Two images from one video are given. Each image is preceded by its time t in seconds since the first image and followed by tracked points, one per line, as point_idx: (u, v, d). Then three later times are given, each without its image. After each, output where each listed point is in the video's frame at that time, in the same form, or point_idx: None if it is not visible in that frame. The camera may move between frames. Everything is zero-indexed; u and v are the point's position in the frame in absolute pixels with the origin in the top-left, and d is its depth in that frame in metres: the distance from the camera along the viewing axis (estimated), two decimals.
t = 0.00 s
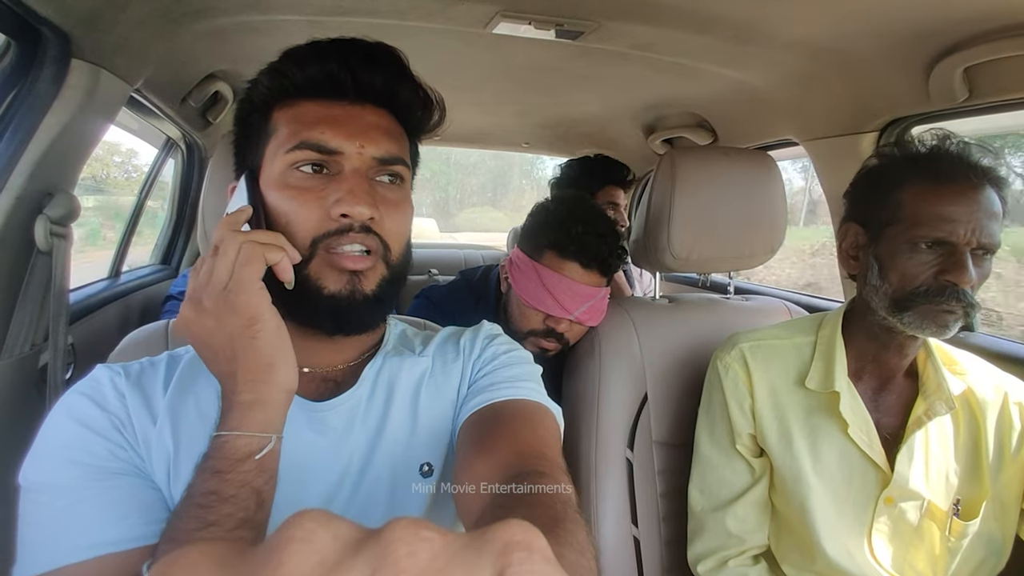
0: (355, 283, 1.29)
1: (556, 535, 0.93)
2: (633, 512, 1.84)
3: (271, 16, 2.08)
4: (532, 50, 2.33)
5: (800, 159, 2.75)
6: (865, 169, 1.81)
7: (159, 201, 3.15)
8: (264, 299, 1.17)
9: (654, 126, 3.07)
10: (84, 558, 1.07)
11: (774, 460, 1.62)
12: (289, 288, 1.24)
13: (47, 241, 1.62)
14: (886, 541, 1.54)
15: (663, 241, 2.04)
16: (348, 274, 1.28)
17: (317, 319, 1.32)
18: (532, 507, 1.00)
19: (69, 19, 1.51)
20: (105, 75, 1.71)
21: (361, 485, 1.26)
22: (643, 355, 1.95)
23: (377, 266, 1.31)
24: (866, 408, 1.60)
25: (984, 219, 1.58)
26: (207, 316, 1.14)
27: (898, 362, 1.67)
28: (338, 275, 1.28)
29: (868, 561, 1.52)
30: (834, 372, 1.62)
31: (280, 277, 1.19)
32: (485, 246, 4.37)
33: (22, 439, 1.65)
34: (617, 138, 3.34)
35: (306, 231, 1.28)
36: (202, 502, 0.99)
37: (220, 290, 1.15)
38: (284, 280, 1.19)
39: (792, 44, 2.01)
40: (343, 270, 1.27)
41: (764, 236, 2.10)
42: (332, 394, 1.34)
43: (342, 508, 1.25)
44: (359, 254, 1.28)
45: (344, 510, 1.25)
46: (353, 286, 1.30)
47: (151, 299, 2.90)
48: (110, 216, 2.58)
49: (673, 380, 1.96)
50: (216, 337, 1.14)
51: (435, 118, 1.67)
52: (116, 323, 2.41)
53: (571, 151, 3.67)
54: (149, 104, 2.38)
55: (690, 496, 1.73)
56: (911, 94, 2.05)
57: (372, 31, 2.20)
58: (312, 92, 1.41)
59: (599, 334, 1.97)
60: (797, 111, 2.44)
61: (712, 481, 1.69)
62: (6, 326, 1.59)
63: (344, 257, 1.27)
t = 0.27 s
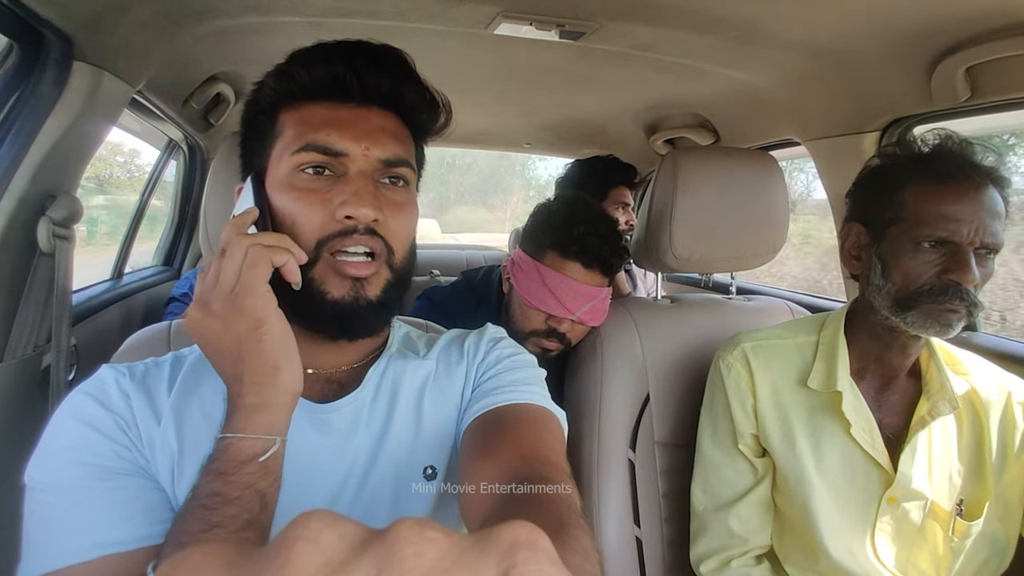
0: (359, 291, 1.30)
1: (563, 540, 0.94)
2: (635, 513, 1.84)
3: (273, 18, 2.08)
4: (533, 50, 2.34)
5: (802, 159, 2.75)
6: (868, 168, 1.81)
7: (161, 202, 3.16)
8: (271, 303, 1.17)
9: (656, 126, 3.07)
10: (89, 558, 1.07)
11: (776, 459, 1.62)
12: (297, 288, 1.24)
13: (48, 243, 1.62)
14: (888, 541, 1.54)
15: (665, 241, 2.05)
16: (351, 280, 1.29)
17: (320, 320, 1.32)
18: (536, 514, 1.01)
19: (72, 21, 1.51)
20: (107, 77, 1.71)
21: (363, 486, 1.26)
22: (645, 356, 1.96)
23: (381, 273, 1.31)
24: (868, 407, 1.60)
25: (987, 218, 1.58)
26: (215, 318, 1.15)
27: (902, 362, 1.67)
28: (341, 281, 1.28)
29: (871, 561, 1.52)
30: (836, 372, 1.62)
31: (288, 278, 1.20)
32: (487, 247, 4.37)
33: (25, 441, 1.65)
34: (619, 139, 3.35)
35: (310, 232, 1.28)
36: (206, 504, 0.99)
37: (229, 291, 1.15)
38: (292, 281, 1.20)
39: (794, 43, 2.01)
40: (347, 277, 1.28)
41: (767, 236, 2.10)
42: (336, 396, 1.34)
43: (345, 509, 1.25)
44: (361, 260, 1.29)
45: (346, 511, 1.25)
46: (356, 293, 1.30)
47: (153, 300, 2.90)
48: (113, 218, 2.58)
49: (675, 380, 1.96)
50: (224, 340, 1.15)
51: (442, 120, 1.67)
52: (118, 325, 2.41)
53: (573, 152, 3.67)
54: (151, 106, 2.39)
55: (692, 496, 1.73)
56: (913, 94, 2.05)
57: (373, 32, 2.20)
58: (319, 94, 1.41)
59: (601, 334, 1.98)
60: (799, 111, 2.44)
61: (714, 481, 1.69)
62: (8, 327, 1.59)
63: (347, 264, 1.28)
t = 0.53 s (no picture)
0: (355, 280, 1.29)
1: (571, 552, 0.94)
2: (637, 512, 1.84)
3: (275, 18, 2.08)
4: (535, 50, 2.34)
5: (805, 158, 2.75)
6: (873, 167, 1.80)
7: (164, 202, 3.16)
8: (274, 303, 1.17)
9: (657, 126, 3.07)
10: (92, 557, 1.07)
11: (779, 458, 1.62)
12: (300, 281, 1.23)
13: (51, 244, 1.62)
14: (891, 541, 1.53)
15: (666, 241, 2.04)
16: (348, 270, 1.28)
17: (318, 317, 1.33)
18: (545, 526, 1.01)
19: (75, 22, 1.51)
20: (110, 77, 1.71)
21: (366, 487, 1.26)
22: (648, 356, 1.95)
23: (379, 266, 1.30)
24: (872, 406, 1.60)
25: (993, 218, 1.57)
26: (221, 319, 1.15)
27: (907, 360, 1.66)
28: (338, 272, 1.27)
29: (874, 560, 1.52)
30: (840, 371, 1.61)
31: (291, 272, 1.20)
32: (489, 247, 4.37)
33: (28, 441, 1.65)
34: (620, 138, 3.34)
35: (307, 231, 1.28)
36: (208, 503, 1.00)
37: (234, 292, 1.15)
38: (296, 275, 1.20)
39: (796, 42, 2.01)
40: (343, 267, 1.27)
41: (769, 236, 2.10)
42: (338, 400, 1.34)
43: (347, 508, 1.25)
44: (358, 251, 1.28)
45: (348, 510, 1.25)
46: (353, 283, 1.29)
47: (156, 300, 2.91)
48: (115, 218, 2.58)
49: (678, 380, 1.96)
50: (229, 340, 1.15)
51: (445, 118, 1.67)
52: (121, 325, 2.42)
53: (574, 151, 3.67)
54: (154, 106, 2.39)
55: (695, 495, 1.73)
56: (916, 93, 2.05)
57: (375, 32, 2.20)
58: (315, 94, 1.41)
59: (603, 334, 1.98)
60: (801, 110, 2.44)
61: (717, 480, 1.69)
62: (11, 327, 1.59)
63: (344, 255, 1.27)
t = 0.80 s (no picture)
0: (347, 280, 1.29)
1: (568, 553, 0.93)
2: (638, 513, 1.84)
3: (277, 19, 2.09)
4: (535, 51, 2.34)
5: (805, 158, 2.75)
6: (873, 168, 1.80)
7: (166, 203, 3.17)
8: (259, 305, 1.17)
9: (658, 126, 3.07)
10: (91, 560, 1.07)
11: (779, 459, 1.62)
12: (287, 285, 1.25)
13: (53, 244, 1.62)
14: (891, 542, 1.54)
15: (667, 241, 2.04)
16: (339, 271, 1.28)
17: (311, 318, 1.33)
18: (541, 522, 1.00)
19: (77, 23, 1.52)
20: (112, 78, 1.71)
21: (366, 488, 1.27)
22: (648, 357, 1.95)
23: (370, 266, 1.31)
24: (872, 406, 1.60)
25: (993, 220, 1.57)
26: (207, 321, 1.15)
27: (907, 361, 1.66)
28: (330, 273, 1.28)
29: (874, 561, 1.52)
30: (840, 371, 1.62)
31: (278, 276, 1.21)
32: (490, 247, 4.38)
33: (30, 440, 1.66)
34: (621, 139, 3.34)
35: (296, 234, 1.29)
36: (197, 506, 1.02)
37: (218, 295, 1.16)
38: (283, 279, 1.22)
39: (796, 43, 2.01)
40: (334, 267, 1.28)
41: (768, 235, 2.09)
42: (336, 402, 1.34)
43: (347, 509, 1.25)
44: (349, 250, 1.29)
45: (348, 511, 1.25)
46: (345, 283, 1.29)
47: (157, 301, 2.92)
48: (117, 218, 2.59)
49: (677, 380, 1.96)
50: (215, 342, 1.15)
51: (437, 112, 1.67)
52: (122, 325, 2.42)
53: (576, 152, 3.67)
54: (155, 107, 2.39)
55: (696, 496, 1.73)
56: (916, 93, 2.05)
57: (377, 33, 2.20)
58: (301, 96, 1.42)
59: (603, 335, 1.98)
60: (801, 111, 2.44)
61: (717, 481, 1.69)
62: (14, 327, 1.60)
63: (334, 255, 1.28)
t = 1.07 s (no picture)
0: (345, 279, 1.29)
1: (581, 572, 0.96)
2: (639, 513, 1.85)
3: (278, 18, 2.09)
4: (536, 50, 2.34)
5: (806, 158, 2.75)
6: (873, 168, 1.80)
7: (166, 202, 3.17)
8: (253, 306, 1.18)
9: (659, 126, 3.07)
10: (89, 562, 1.08)
11: (781, 459, 1.61)
12: (284, 286, 1.25)
13: (54, 244, 1.63)
14: (893, 541, 1.53)
15: (669, 240, 2.04)
16: (337, 270, 1.28)
17: (310, 318, 1.33)
18: (551, 539, 1.03)
19: (79, 22, 1.52)
20: (113, 78, 1.71)
21: (367, 487, 1.27)
22: (649, 357, 1.95)
23: (368, 264, 1.31)
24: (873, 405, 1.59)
25: (993, 218, 1.57)
26: (204, 324, 1.15)
27: (908, 361, 1.66)
28: (328, 273, 1.28)
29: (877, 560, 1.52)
30: (841, 371, 1.61)
31: (273, 277, 1.20)
32: (491, 246, 4.37)
33: (30, 439, 1.66)
34: (622, 138, 3.34)
35: (293, 234, 1.29)
36: (193, 508, 1.04)
37: (213, 296, 1.16)
38: (278, 280, 1.20)
39: (796, 42, 2.01)
40: (332, 267, 1.28)
41: (768, 234, 2.09)
42: (335, 403, 1.34)
43: (349, 508, 1.25)
44: (346, 249, 1.29)
45: (349, 510, 1.25)
46: (342, 282, 1.29)
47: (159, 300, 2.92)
48: (118, 218, 2.59)
49: (678, 380, 1.96)
50: (211, 343, 1.16)
51: (431, 107, 1.67)
52: (124, 324, 2.42)
53: (576, 151, 3.67)
54: (157, 106, 2.39)
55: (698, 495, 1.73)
56: (917, 93, 2.05)
57: (378, 32, 2.20)
58: (293, 95, 1.42)
59: (605, 336, 1.98)
60: (801, 110, 2.44)
61: (718, 480, 1.69)
62: (15, 326, 1.60)
63: (332, 255, 1.28)
